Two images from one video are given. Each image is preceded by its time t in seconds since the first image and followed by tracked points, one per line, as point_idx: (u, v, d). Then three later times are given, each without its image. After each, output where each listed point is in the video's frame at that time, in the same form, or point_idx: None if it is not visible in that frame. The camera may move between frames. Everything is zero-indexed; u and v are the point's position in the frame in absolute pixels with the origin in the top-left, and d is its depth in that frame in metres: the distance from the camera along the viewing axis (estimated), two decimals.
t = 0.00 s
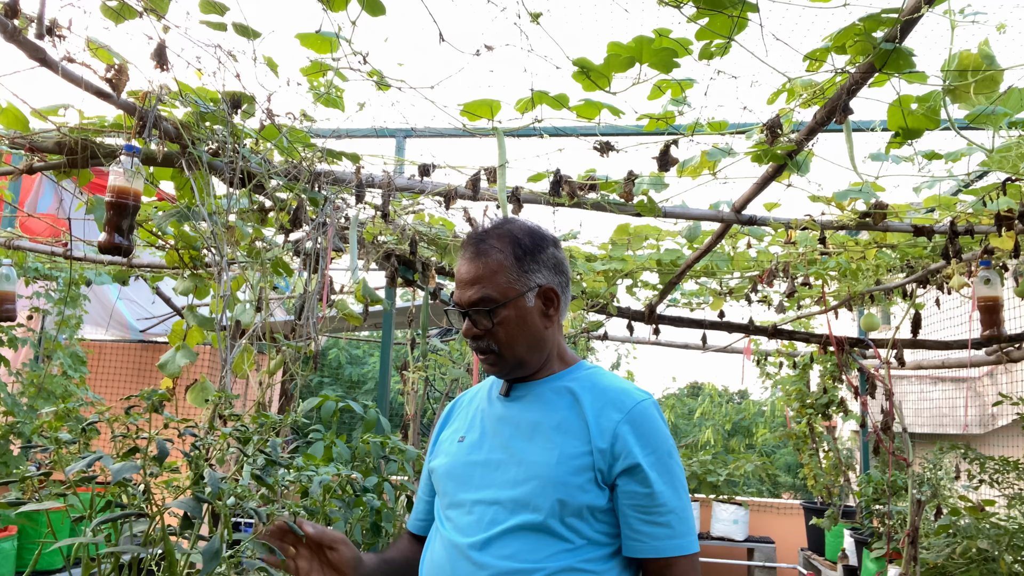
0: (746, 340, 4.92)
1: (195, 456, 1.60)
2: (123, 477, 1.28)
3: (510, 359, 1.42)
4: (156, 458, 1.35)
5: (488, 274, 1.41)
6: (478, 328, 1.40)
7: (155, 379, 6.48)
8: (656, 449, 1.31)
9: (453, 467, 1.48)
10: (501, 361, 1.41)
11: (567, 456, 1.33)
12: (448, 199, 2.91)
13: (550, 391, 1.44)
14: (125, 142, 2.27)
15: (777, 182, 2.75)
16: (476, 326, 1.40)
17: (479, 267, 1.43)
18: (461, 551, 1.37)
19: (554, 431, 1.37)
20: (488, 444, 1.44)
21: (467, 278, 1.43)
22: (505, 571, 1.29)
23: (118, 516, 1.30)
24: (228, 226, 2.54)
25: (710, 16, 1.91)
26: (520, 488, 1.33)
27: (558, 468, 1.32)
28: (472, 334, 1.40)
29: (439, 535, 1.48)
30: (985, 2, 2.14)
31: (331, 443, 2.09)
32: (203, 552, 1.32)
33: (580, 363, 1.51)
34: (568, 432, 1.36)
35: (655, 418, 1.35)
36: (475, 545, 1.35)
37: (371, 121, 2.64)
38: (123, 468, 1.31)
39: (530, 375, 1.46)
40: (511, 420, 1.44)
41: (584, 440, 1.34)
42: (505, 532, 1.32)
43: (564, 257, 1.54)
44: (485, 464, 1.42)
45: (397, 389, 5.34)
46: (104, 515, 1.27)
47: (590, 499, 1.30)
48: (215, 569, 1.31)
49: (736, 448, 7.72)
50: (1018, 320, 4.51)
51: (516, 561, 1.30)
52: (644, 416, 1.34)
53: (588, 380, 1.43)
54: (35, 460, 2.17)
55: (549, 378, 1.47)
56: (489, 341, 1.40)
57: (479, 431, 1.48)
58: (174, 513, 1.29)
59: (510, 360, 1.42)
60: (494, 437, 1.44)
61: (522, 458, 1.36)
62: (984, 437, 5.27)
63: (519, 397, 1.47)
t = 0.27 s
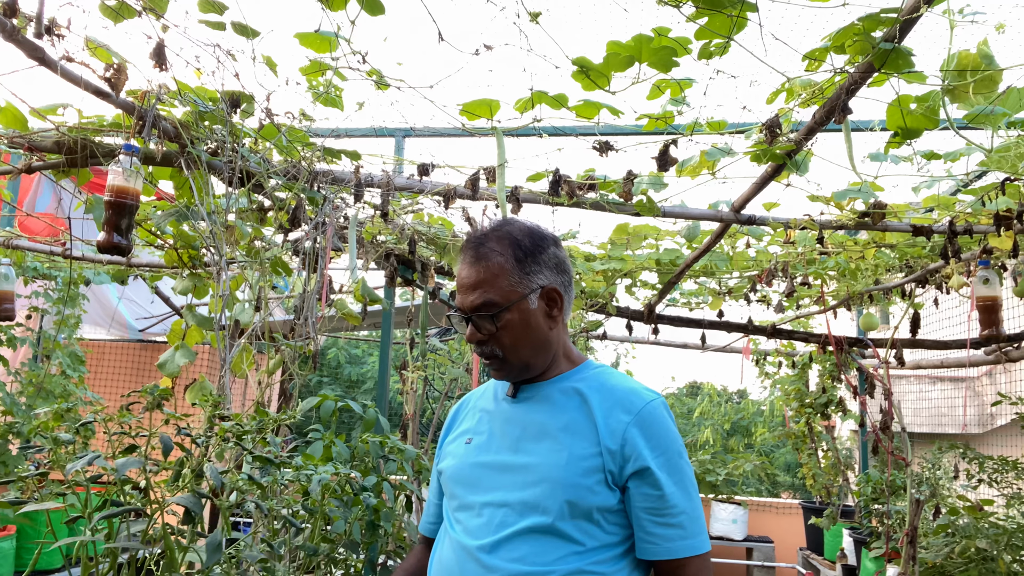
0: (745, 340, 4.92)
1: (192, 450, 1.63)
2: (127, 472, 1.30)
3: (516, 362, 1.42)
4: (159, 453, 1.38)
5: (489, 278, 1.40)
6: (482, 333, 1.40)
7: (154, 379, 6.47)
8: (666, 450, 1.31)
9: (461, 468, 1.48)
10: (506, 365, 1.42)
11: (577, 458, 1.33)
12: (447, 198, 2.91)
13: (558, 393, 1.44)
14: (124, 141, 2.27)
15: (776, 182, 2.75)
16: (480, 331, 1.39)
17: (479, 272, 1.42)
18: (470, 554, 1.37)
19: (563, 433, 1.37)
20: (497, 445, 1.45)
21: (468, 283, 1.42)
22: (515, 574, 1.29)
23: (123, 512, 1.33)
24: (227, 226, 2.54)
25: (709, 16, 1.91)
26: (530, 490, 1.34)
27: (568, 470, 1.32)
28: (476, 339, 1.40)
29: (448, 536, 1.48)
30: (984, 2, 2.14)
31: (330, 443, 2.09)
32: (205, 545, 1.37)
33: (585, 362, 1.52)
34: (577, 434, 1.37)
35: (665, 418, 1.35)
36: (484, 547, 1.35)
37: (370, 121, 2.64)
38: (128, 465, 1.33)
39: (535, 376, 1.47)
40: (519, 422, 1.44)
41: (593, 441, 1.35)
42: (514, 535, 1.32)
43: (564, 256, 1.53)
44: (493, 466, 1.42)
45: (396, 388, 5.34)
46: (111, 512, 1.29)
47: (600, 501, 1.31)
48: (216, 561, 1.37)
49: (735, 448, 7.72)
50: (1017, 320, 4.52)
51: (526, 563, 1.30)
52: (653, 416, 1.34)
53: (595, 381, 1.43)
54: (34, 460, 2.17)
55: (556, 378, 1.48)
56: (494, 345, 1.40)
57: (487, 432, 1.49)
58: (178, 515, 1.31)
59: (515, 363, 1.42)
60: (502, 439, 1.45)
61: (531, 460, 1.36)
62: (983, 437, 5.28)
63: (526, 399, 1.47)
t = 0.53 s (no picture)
0: (744, 339, 4.93)
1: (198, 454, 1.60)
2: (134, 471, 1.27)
3: (530, 366, 1.41)
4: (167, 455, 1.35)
5: (499, 284, 1.38)
6: (496, 339, 1.38)
7: (154, 378, 6.47)
8: (679, 451, 1.31)
9: (473, 470, 1.48)
10: (521, 369, 1.41)
11: (590, 459, 1.33)
12: (447, 198, 2.91)
13: (569, 394, 1.44)
14: (123, 141, 2.27)
15: (776, 181, 2.75)
16: (493, 337, 1.38)
17: (488, 278, 1.39)
18: (483, 556, 1.37)
19: (575, 434, 1.37)
20: (509, 447, 1.45)
21: (477, 290, 1.39)
22: None
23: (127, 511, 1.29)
24: (226, 225, 2.54)
25: (709, 16, 1.91)
26: (544, 493, 1.34)
27: (581, 471, 1.32)
28: (489, 346, 1.38)
29: (460, 538, 1.48)
30: (983, 2, 2.14)
31: (329, 443, 2.09)
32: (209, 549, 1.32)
33: (596, 361, 1.52)
34: (589, 435, 1.36)
35: (678, 419, 1.35)
36: (497, 550, 1.35)
37: (369, 120, 2.64)
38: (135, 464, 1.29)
39: (547, 378, 1.46)
40: (531, 424, 1.44)
41: (605, 443, 1.34)
42: (528, 538, 1.32)
43: (570, 254, 1.53)
44: (506, 469, 1.42)
45: (395, 388, 5.34)
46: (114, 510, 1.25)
47: (613, 503, 1.30)
48: (219, 565, 1.33)
49: (734, 448, 7.73)
50: (1016, 320, 4.52)
51: (539, 566, 1.30)
52: (666, 417, 1.34)
53: (607, 381, 1.43)
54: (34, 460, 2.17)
55: (568, 379, 1.48)
56: (509, 350, 1.38)
57: (499, 434, 1.48)
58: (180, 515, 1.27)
59: (529, 366, 1.41)
60: (514, 441, 1.45)
61: (543, 461, 1.36)
62: (982, 436, 5.28)
63: (537, 401, 1.46)
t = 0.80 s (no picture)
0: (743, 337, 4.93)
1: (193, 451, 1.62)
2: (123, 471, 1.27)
3: (547, 367, 1.41)
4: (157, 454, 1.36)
5: (515, 286, 1.37)
6: (513, 342, 1.37)
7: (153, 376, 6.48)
8: (693, 452, 1.31)
9: (484, 470, 1.47)
10: (540, 371, 1.40)
11: (604, 460, 1.33)
12: (446, 197, 2.90)
13: (582, 394, 1.43)
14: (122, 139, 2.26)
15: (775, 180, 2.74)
16: (511, 341, 1.37)
17: (503, 280, 1.37)
18: (495, 557, 1.37)
19: (588, 435, 1.37)
20: (521, 447, 1.44)
21: (492, 293, 1.37)
22: None
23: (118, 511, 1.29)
24: (226, 224, 2.54)
25: (709, 14, 1.91)
26: (557, 494, 1.33)
27: (595, 472, 1.32)
28: (507, 349, 1.37)
29: (472, 537, 1.48)
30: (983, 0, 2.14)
31: (328, 442, 2.09)
32: (202, 546, 1.31)
33: (609, 359, 1.51)
34: (603, 436, 1.36)
35: (692, 420, 1.35)
36: (509, 550, 1.34)
37: (368, 118, 2.64)
38: (122, 462, 1.30)
39: (562, 378, 1.46)
40: (543, 424, 1.43)
41: (619, 444, 1.34)
42: (541, 539, 1.32)
43: (581, 251, 1.51)
44: (518, 469, 1.42)
45: (395, 386, 5.34)
46: (104, 509, 1.25)
47: (627, 505, 1.30)
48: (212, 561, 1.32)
49: (734, 446, 7.73)
50: (1015, 318, 4.52)
51: (553, 567, 1.29)
52: (680, 418, 1.34)
53: (620, 381, 1.43)
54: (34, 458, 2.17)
55: (581, 378, 1.47)
56: (527, 353, 1.38)
57: (511, 434, 1.48)
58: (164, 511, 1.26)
59: (547, 368, 1.41)
60: (526, 441, 1.44)
61: (557, 462, 1.36)
62: (981, 434, 5.28)
63: (550, 401, 1.46)
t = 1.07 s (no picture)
0: (741, 333, 4.94)
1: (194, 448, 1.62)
2: (129, 466, 1.27)
3: (556, 361, 1.40)
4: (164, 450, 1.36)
5: (527, 278, 1.37)
6: (522, 334, 1.37)
7: (151, 373, 6.47)
8: (704, 451, 1.30)
9: (492, 467, 1.46)
10: (547, 364, 1.40)
11: (614, 458, 1.32)
12: (444, 193, 2.90)
13: (592, 391, 1.42)
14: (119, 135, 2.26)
15: (773, 176, 2.74)
16: (521, 332, 1.37)
17: (515, 271, 1.37)
18: (504, 554, 1.36)
19: (599, 432, 1.36)
20: (530, 443, 1.43)
21: (503, 284, 1.37)
22: None
23: (124, 507, 1.29)
24: (224, 220, 2.54)
25: (707, 10, 1.90)
26: (568, 491, 1.33)
27: (605, 471, 1.31)
28: (516, 341, 1.37)
29: (479, 534, 1.47)
30: None
31: (327, 437, 2.09)
32: (202, 543, 1.33)
33: (618, 356, 1.51)
34: (613, 433, 1.35)
35: (702, 418, 1.35)
36: (520, 548, 1.33)
37: (366, 114, 2.64)
38: (130, 458, 1.30)
39: (571, 373, 1.45)
40: (552, 420, 1.43)
41: (630, 442, 1.33)
42: (551, 537, 1.31)
43: (594, 247, 1.51)
44: (527, 466, 1.41)
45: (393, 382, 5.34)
46: (110, 506, 1.26)
47: (637, 503, 1.30)
48: (213, 560, 1.33)
49: (731, 442, 7.75)
50: (1012, 314, 4.53)
51: (563, 565, 1.29)
52: (690, 416, 1.33)
53: (630, 378, 1.42)
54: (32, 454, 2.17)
55: (590, 375, 1.47)
56: (536, 345, 1.37)
57: (519, 430, 1.47)
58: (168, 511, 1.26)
59: (555, 362, 1.40)
60: (535, 438, 1.43)
61: (566, 460, 1.35)
62: (978, 430, 5.29)
63: (559, 397, 1.45)
